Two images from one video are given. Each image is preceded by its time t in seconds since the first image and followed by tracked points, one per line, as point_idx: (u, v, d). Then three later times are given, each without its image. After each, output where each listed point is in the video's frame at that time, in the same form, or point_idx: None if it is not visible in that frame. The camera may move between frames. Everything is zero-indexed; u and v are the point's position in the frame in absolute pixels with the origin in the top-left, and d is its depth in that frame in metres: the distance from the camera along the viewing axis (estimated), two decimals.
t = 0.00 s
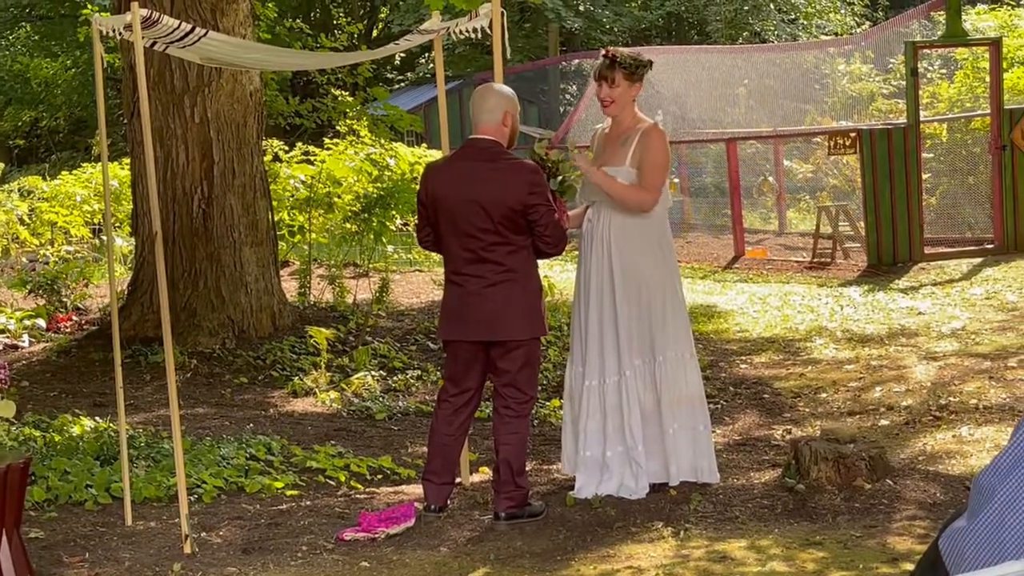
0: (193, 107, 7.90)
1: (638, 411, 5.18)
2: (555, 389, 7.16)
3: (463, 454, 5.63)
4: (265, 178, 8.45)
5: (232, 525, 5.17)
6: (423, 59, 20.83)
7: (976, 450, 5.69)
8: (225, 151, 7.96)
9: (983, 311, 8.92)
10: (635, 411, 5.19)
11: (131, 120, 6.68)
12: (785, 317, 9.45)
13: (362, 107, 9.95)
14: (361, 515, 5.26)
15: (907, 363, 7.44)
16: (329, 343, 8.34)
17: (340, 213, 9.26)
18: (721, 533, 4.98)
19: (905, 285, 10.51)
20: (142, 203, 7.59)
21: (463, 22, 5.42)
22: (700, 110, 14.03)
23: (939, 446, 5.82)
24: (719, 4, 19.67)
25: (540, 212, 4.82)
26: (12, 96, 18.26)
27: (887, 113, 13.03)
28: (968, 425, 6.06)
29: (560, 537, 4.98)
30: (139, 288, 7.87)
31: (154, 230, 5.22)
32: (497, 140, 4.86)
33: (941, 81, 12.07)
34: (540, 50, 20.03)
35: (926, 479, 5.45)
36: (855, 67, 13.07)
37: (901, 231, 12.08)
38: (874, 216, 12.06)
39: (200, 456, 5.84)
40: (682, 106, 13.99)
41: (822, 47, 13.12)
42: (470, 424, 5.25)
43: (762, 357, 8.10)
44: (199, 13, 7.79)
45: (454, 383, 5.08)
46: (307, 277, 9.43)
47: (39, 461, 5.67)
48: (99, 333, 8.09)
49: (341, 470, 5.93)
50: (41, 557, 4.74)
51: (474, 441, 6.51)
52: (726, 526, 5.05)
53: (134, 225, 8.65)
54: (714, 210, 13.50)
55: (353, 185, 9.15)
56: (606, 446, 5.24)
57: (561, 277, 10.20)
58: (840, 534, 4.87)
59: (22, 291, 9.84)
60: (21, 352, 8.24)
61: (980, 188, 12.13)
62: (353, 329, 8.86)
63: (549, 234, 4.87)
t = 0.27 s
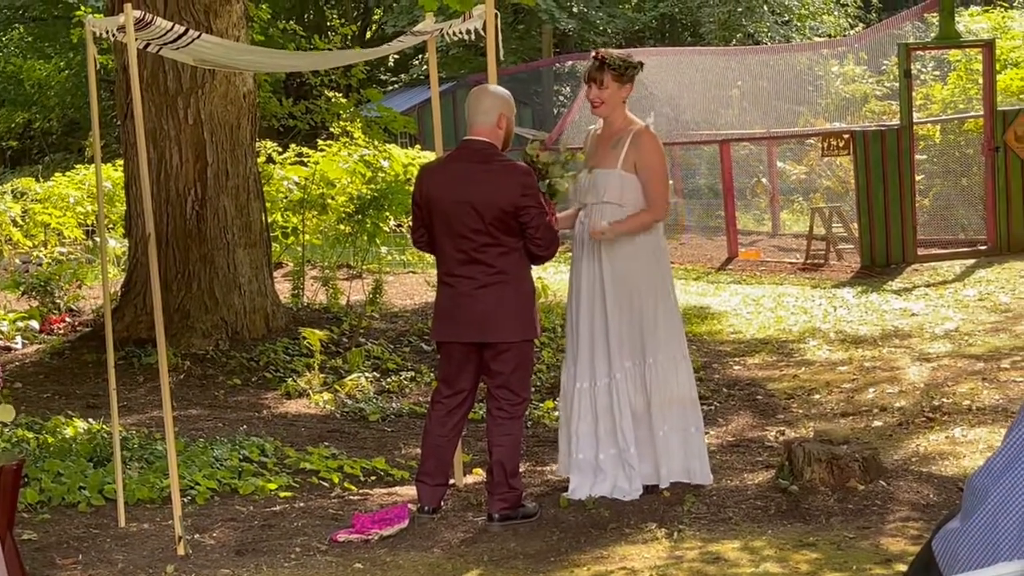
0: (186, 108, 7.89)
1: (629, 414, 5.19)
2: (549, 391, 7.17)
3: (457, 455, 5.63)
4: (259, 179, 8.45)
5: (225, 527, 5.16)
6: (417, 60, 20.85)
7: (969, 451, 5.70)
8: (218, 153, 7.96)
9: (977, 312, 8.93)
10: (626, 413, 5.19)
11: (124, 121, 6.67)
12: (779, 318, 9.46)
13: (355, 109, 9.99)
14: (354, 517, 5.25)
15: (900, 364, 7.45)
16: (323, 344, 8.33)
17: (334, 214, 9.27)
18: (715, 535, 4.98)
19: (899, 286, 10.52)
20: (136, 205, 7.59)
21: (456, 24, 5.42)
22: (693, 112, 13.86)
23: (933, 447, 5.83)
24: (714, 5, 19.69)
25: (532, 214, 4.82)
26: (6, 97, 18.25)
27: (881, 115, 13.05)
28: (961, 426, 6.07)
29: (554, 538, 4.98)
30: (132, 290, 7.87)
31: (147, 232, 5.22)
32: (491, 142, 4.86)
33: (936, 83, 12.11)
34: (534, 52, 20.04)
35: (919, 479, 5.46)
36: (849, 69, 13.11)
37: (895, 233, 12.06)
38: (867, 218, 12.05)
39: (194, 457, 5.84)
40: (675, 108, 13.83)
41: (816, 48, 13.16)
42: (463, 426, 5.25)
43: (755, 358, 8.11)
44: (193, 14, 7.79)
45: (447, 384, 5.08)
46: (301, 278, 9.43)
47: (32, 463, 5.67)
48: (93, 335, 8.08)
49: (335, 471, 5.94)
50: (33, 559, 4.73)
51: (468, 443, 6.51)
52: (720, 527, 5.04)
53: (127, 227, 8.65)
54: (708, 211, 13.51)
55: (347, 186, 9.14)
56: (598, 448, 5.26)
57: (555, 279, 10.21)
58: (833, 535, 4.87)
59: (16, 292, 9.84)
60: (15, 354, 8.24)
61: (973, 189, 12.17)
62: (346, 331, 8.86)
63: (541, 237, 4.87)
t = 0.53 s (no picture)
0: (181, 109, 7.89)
1: (624, 416, 5.19)
2: (545, 392, 7.17)
3: (452, 456, 5.64)
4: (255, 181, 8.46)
5: (220, 529, 5.16)
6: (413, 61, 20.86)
7: (964, 453, 5.70)
8: (213, 153, 7.96)
9: (972, 313, 8.94)
10: (621, 415, 5.19)
11: (120, 122, 6.67)
12: (774, 319, 9.46)
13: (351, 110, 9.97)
14: (349, 518, 5.25)
15: (896, 365, 7.45)
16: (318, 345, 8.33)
17: (329, 215, 9.27)
18: (711, 536, 4.97)
19: (894, 287, 10.52)
20: (131, 206, 7.59)
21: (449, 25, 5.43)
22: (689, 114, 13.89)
23: (928, 448, 5.84)
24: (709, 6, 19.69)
25: (526, 215, 4.81)
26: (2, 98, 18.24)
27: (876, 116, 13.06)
28: (957, 428, 6.07)
29: (549, 540, 4.97)
30: (127, 291, 7.86)
31: (142, 233, 5.21)
32: (487, 144, 4.85)
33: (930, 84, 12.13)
34: (530, 53, 20.05)
35: (914, 481, 5.46)
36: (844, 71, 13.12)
37: (890, 235, 12.06)
38: (863, 219, 12.05)
39: (189, 459, 5.83)
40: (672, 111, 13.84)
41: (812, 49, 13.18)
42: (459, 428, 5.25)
43: (751, 359, 8.12)
44: (188, 15, 7.80)
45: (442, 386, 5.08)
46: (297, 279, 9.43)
47: (27, 465, 5.66)
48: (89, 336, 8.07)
49: (330, 473, 5.93)
50: (29, 560, 4.73)
51: (463, 444, 6.51)
52: (715, 529, 5.04)
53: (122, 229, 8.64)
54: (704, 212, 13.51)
55: (342, 188, 9.14)
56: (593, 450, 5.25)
57: (550, 280, 10.21)
58: (828, 537, 4.87)
59: (11, 294, 9.83)
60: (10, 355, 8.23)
61: (969, 191, 12.18)
62: (342, 332, 8.86)
63: (535, 239, 4.86)
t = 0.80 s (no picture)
0: (177, 111, 7.89)
1: (622, 417, 5.20)
2: (542, 393, 7.17)
3: (450, 457, 5.64)
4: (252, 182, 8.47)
5: (216, 531, 5.15)
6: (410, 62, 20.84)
7: (961, 453, 5.71)
8: (209, 154, 7.96)
9: (968, 314, 8.95)
10: (619, 416, 5.20)
11: (116, 123, 6.67)
12: (771, 320, 9.47)
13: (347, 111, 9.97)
14: (345, 520, 5.25)
15: (892, 366, 7.45)
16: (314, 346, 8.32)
17: (326, 216, 9.27)
18: (708, 537, 4.96)
19: (891, 289, 10.53)
20: (127, 206, 7.59)
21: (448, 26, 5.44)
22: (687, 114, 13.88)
23: (925, 449, 5.84)
24: (706, 8, 19.71)
25: (525, 216, 4.81)
26: None
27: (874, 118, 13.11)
28: (954, 428, 6.08)
29: (546, 540, 4.97)
30: (124, 292, 7.86)
31: (138, 234, 5.21)
32: (488, 144, 4.85)
33: (927, 87, 12.02)
34: (527, 54, 20.06)
35: (912, 481, 5.46)
36: (841, 72, 13.15)
37: (887, 236, 12.07)
38: (859, 221, 12.06)
39: (186, 460, 5.83)
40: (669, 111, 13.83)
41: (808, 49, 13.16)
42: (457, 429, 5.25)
43: (748, 360, 8.13)
44: (185, 17, 7.80)
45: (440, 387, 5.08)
46: (295, 281, 9.42)
47: (24, 466, 5.67)
48: (86, 338, 8.07)
49: (327, 474, 5.94)
50: (26, 562, 4.73)
51: (462, 445, 6.52)
52: (713, 530, 5.03)
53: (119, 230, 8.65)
54: (701, 213, 13.50)
55: (340, 188, 9.14)
56: (591, 451, 5.27)
57: (547, 281, 10.21)
58: (825, 538, 4.86)
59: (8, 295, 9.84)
60: (7, 356, 8.23)
61: (966, 192, 12.21)
62: (339, 333, 8.85)
63: (534, 240, 4.85)
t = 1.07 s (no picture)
0: (175, 112, 7.88)
1: (624, 418, 5.21)
2: (540, 394, 7.17)
3: (449, 458, 5.64)
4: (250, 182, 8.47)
5: (215, 531, 5.14)
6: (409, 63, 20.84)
7: (960, 454, 5.71)
8: (208, 155, 7.96)
9: (967, 315, 8.94)
10: (620, 417, 5.21)
11: (114, 124, 6.67)
12: (769, 321, 9.47)
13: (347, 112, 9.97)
14: (343, 521, 5.25)
15: (891, 367, 7.45)
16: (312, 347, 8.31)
17: (324, 217, 9.27)
18: (707, 538, 4.95)
19: (889, 289, 10.53)
20: (126, 206, 7.58)
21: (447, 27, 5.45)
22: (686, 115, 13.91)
23: (924, 450, 5.84)
24: (704, 8, 19.72)
25: (536, 217, 4.81)
26: None
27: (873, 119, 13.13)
28: (952, 429, 6.08)
29: (545, 541, 4.95)
30: (122, 292, 7.85)
31: (138, 234, 5.20)
32: (499, 145, 4.84)
33: (926, 87, 12.23)
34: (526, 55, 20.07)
35: (910, 482, 5.46)
36: (840, 73, 13.17)
37: (885, 236, 12.07)
38: (856, 222, 12.04)
39: (184, 461, 5.83)
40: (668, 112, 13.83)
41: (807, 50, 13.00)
42: (456, 428, 5.25)
43: (746, 361, 8.12)
44: (183, 17, 7.80)
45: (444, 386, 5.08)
46: (293, 281, 9.41)
47: (22, 466, 5.67)
48: (84, 338, 8.07)
49: (326, 475, 5.94)
50: (24, 563, 4.72)
51: (461, 446, 6.52)
52: (712, 530, 5.02)
53: (117, 231, 8.65)
54: (700, 214, 13.52)
55: (339, 189, 9.16)
56: (592, 452, 5.28)
57: (546, 282, 10.21)
58: (824, 539, 4.85)
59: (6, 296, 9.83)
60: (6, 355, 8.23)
61: (964, 193, 12.21)
62: (337, 334, 8.85)
63: (543, 242, 4.86)
